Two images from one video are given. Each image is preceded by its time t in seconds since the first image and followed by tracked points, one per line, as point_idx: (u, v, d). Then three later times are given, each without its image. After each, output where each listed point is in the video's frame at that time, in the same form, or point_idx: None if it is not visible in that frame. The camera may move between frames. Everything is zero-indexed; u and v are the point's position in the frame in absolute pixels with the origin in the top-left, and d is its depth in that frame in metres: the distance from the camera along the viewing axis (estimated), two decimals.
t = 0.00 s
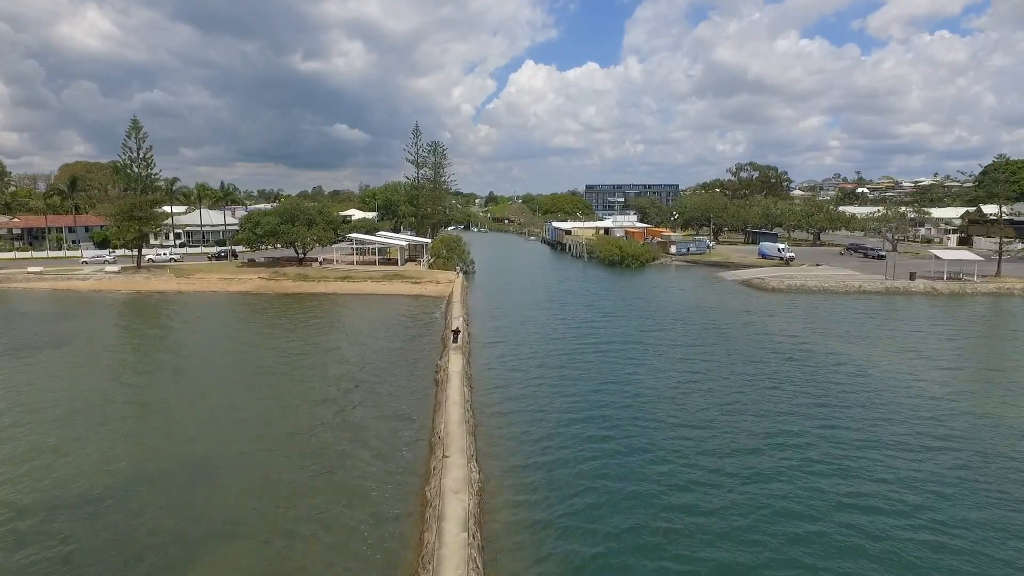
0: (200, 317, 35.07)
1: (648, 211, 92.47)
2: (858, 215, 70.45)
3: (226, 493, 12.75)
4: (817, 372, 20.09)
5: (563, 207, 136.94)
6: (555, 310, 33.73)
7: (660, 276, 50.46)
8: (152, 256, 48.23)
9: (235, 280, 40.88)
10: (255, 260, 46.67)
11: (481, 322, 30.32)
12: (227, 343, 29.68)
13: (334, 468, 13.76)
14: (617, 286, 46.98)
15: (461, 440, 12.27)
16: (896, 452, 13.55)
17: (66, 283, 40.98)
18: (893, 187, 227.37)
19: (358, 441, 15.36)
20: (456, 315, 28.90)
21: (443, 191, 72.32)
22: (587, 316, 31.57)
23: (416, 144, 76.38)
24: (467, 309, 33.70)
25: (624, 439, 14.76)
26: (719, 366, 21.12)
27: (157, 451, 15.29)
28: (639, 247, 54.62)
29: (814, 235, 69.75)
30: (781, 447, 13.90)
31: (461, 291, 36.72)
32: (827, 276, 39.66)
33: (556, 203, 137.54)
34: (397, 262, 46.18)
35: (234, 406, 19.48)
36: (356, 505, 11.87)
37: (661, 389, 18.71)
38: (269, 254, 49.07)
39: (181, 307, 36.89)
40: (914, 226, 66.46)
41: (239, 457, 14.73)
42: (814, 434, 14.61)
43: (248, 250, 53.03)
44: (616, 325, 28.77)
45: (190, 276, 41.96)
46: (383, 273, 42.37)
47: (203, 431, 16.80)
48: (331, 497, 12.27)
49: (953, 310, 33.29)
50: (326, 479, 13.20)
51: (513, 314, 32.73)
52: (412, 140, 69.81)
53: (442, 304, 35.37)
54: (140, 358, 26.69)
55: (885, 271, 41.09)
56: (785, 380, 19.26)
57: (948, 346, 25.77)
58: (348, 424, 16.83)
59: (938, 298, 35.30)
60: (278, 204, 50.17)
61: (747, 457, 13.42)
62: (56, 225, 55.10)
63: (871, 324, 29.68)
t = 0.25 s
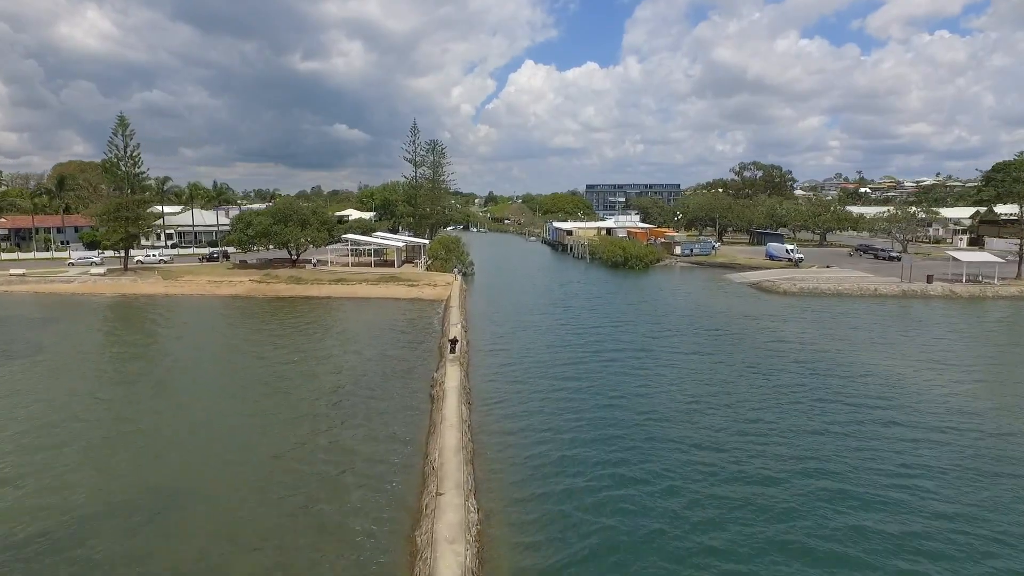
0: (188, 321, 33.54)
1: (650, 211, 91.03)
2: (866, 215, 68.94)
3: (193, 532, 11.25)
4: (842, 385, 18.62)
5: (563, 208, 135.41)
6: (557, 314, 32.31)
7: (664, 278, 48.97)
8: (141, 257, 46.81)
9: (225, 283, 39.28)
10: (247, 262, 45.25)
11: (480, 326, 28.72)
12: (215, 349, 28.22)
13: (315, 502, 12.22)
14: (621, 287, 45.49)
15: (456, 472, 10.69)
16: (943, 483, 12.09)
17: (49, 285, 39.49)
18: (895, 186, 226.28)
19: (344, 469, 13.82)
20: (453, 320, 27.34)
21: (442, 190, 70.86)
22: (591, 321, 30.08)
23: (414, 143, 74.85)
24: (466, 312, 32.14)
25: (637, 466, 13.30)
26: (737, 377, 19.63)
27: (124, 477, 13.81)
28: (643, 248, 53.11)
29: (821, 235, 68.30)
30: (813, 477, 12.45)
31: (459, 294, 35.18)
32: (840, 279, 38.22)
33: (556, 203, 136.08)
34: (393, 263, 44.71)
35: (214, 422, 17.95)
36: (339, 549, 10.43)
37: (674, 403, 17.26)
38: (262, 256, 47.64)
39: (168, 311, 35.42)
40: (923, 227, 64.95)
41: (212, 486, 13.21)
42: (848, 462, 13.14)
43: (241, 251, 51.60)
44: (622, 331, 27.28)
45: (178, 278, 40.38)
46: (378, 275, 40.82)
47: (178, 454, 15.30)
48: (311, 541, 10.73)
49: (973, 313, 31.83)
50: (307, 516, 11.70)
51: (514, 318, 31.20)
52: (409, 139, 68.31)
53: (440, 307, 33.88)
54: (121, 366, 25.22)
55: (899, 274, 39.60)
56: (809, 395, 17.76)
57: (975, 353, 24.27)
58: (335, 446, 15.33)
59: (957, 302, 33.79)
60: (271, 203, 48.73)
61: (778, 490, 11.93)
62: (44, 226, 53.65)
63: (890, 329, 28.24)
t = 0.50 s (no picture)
0: (175, 326, 32.08)
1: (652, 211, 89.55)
2: (874, 215, 67.47)
3: None
4: (873, 403, 17.13)
5: (563, 207, 133.91)
6: (561, 319, 30.81)
7: (670, 280, 47.49)
8: (128, 259, 45.31)
9: (214, 286, 37.66)
10: (238, 264, 43.75)
11: (479, 332, 27.15)
12: (202, 357, 26.83)
13: (293, 547, 10.84)
14: (625, 290, 44.02)
15: (449, 519, 9.15)
16: (1004, 524, 10.68)
17: (31, 288, 37.93)
18: (897, 186, 225.04)
19: (328, 504, 12.39)
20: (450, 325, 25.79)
21: (440, 190, 69.34)
22: (596, 327, 28.59)
23: (411, 141, 73.34)
24: (464, 317, 30.57)
25: (657, 499, 11.81)
26: (757, 391, 18.13)
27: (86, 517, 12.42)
28: (647, 248, 51.58)
29: (828, 236, 66.83)
30: (858, 518, 10.95)
31: (457, 297, 33.63)
32: (853, 282, 36.79)
33: (556, 203, 134.56)
34: (389, 265, 43.22)
35: (194, 443, 16.59)
36: None
37: (691, 422, 15.77)
38: (254, 257, 46.13)
39: (153, 316, 33.88)
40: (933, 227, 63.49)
41: (182, 528, 11.83)
42: (894, 499, 11.63)
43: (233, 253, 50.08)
44: (630, 339, 25.81)
45: (165, 281, 38.76)
46: (373, 277, 39.25)
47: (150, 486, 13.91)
48: None
49: (996, 318, 30.37)
50: (283, 567, 10.28)
51: (515, 324, 29.72)
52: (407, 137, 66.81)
53: (437, 312, 32.32)
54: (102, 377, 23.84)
55: (915, 276, 38.14)
56: (839, 414, 16.26)
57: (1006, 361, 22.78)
58: (321, 474, 13.89)
59: (978, 306, 32.34)
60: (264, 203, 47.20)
61: (818, 531, 10.51)
62: (30, 226, 52.03)
63: (911, 335, 26.75)
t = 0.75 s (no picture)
0: (161, 330, 30.70)
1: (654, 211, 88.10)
2: (882, 216, 66.07)
3: None
4: (910, 421, 15.65)
5: (563, 207, 132.44)
6: (564, 324, 29.35)
7: (675, 282, 46.01)
8: (115, 260, 43.77)
9: (201, 289, 36.06)
10: (228, 266, 42.25)
11: (478, 339, 25.62)
12: (187, 364, 25.54)
13: None
14: (630, 292, 42.55)
15: None
16: None
17: (12, 290, 36.41)
18: (899, 187, 223.57)
19: (307, 544, 11.02)
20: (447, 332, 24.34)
21: (438, 190, 67.81)
22: (601, 334, 27.11)
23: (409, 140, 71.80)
24: (462, 322, 29.09)
25: (680, 540, 10.38)
26: (781, 407, 16.65)
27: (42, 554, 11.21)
28: (651, 249, 50.09)
29: (835, 236, 65.32)
30: (919, 570, 9.45)
31: (455, 301, 32.16)
32: (868, 285, 35.31)
33: (557, 203, 132.87)
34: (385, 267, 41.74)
35: (169, 462, 15.32)
36: None
37: (712, 445, 14.29)
38: (245, 258, 44.62)
39: (137, 320, 32.35)
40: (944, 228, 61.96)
41: (145, 568, 10.56)
42: (956, 544, 10.13)
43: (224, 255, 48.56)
44: (638, 346, 24.32)
45: (150, 284, 37.15)
46: (368, 280, 37.76)
47: (115, 515, 12.64)
48: None
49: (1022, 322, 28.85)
50: None
51: (516, 329, 28.21)
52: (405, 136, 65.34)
53: (434, 317, 30.75)
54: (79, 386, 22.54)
55: (931, 279, 36.71)
56: (874, 434, 14.77)
57: None
58: (302, 503, 12.58)
59: (1001, 310, 30.82)
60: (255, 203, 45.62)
61: None
62: (16, 227, 50.51)
63: (937, 341, 25.18)
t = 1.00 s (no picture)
0: (147, 334, 29.45)
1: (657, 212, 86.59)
2: (891, 215, 64.58)
3: None
4: (953, 443, 14.20)
5: (564, 207, 130.90)
6: (568, 331, 27.89)
7: (682, 285, 44.53)
8: (101, 263, 42.27)
9: (188, 293, 34.50)
10: (218, 268, 40.76)
11: (477, 348, 24.12)
12: (172, 371, 24.34)
13: None
14: (634, 295, 41.08)
15: None
16: None
17: None
18: (902, 187, 222.11)
19: None
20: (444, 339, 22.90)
21: (437, 189, 66.28)
22: (608, 342, 25.64)
23: (406, 137, 70.20)
24: (460, 329, 27.62)
25: None
26: (809, 427, 15.19)
27: None
28: (656, 251, 48.58)
29: (843, 237, 63.85)
30: None
31: (453, 305, 30.66)
32: (884, 288, 33.82)
33: (557, 203, 131.25)
34: (381, 269, 40.27)
35: (141, 483, 14.13)
36: None
37: (738, 473, 12.83)
38: (236, 260, 43.13)
39: (120, 325, 30.81)
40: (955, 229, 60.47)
41: None
42: None
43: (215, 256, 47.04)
44: (647, 356, 22.85)
45: (135, 288, 35.60)
46: (363, 283, 36.25)
47: (71, 549, 11.32)
48: None
49: None
50: None
51: (517, 336, 26.72)
52: (402, 134, 63.83)
53: (431, 323, 29.18)
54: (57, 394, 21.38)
55: (949, 282, 35.26)
56: (916, 460, 13.33)
57: None
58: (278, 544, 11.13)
59: None
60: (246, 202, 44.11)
61: None
62: None
63: (965, 348, 23.69)
